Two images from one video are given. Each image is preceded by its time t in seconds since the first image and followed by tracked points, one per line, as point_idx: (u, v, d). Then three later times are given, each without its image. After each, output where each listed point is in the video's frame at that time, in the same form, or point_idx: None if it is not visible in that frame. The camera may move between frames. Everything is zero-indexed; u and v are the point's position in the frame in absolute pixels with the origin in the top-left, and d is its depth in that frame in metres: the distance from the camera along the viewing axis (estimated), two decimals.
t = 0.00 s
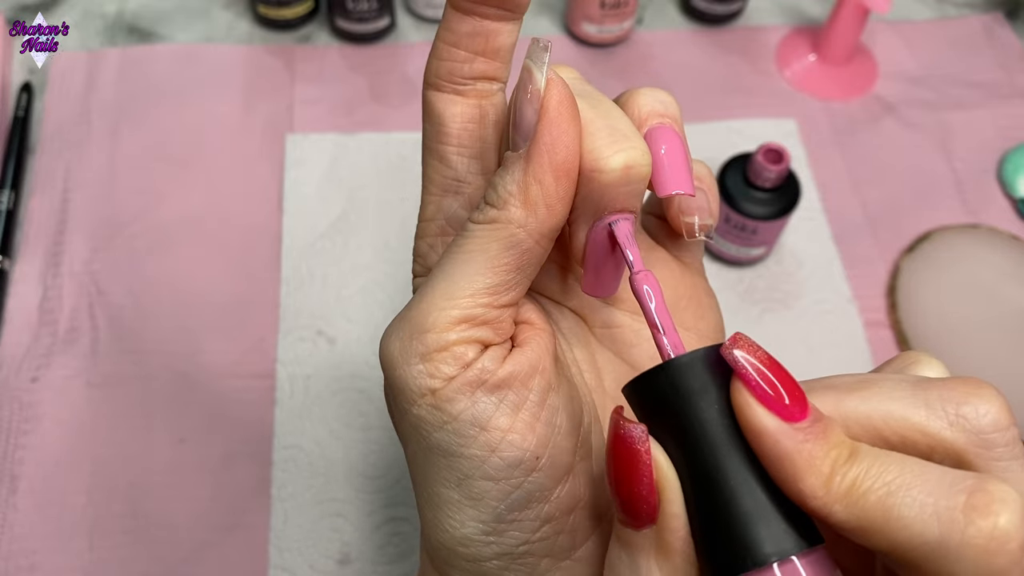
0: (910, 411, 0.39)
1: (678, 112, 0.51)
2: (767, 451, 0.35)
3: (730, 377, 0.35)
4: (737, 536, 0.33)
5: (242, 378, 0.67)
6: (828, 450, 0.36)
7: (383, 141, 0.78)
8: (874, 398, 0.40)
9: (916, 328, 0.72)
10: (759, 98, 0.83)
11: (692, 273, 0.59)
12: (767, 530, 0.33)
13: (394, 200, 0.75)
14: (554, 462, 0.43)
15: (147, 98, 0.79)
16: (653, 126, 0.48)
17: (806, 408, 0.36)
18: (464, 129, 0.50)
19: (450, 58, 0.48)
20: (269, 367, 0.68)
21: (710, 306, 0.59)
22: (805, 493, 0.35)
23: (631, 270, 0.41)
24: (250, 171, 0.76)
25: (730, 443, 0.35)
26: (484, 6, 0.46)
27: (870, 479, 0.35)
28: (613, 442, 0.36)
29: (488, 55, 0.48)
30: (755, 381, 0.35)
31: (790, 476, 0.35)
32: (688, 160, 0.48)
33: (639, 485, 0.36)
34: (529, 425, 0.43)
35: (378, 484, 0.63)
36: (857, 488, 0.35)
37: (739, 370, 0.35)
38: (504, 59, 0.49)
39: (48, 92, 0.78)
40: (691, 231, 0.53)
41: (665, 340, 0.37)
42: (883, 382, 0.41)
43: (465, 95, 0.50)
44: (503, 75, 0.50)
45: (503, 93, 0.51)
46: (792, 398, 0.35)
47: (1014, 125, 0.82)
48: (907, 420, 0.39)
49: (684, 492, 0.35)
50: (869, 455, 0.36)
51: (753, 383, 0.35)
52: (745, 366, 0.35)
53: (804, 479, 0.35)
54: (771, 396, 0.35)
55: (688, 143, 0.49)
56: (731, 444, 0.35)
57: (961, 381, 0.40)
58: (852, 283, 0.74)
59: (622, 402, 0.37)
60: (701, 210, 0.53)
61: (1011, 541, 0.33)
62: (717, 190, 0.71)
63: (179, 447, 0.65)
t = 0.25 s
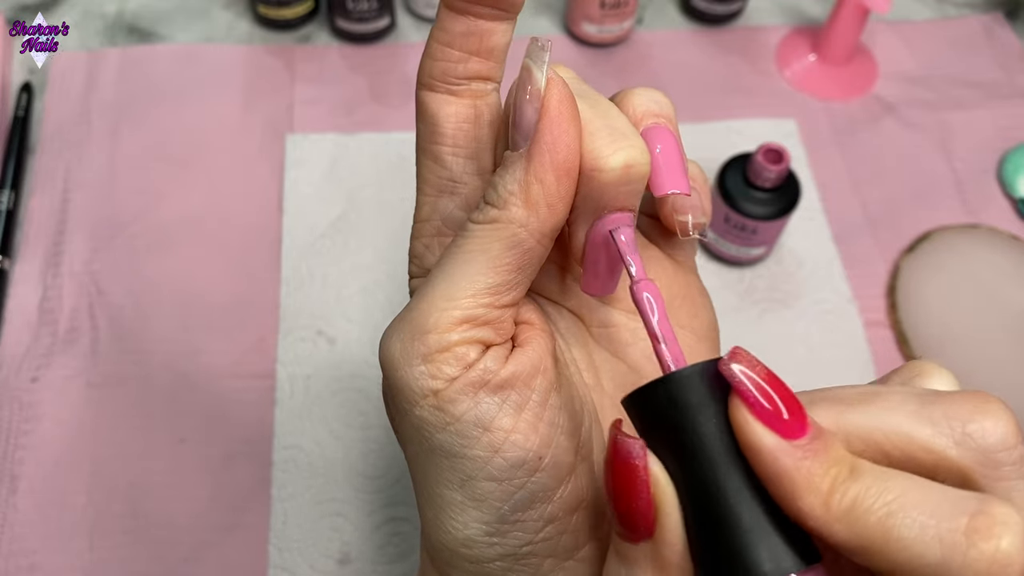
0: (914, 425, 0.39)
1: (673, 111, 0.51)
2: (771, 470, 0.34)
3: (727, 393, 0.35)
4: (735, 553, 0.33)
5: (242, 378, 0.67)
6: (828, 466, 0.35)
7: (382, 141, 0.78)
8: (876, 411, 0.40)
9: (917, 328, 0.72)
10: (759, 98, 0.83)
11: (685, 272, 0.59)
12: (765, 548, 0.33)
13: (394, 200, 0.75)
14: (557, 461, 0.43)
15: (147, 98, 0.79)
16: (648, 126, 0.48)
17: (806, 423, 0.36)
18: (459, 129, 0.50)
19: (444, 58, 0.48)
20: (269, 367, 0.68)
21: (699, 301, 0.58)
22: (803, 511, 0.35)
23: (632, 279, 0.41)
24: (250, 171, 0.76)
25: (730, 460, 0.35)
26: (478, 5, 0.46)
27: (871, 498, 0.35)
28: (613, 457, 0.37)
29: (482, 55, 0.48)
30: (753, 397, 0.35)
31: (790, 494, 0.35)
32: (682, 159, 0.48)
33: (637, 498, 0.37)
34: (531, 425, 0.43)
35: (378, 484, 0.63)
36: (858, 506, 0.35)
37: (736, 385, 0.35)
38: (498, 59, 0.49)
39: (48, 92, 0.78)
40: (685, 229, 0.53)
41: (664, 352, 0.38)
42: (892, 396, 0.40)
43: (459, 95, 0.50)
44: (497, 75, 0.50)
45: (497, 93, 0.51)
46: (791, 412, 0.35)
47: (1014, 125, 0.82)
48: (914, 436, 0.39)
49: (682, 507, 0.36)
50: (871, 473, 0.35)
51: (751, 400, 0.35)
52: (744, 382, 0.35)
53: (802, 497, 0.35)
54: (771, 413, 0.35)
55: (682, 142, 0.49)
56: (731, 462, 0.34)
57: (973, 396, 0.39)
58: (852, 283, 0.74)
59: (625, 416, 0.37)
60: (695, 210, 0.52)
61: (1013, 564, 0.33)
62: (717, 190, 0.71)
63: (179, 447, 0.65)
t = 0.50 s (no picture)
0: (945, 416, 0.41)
1: (675, 111, 0.51)
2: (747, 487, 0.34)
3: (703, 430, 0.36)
4: None
5: (242, 378, 0.67)
6: (811, 481, 0.34)
7: (383, 141, 0.78)
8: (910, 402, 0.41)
9: (916, 328, 0.72)
10: (759, 98, 0.83)
11: (689, 273, 0.59)
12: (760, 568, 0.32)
13: (394, 200, 0.75)
14: (555, 457, 0.43)
15: (146, 98, 0.79)
16: (649, 128, 0.48)
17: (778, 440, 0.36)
18: (461, 130, 0.50)
19: (446, 60, 0.48)
20: (269, 367, 0.68)
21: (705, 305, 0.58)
22: (805, 530, 0.32)
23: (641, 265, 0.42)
24: (250, 171, 0.76)
25: (715, 489, 0.34)
26: (481, 8, 0.46)
27: (856, 502, 0.32)
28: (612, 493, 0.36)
29: (484, 57, 0.48)
30: (726, 428, 0.35)
31: (785, 513, 0.33)
32: (684, 160, 0.48)
33: (640, 551, 0.34)
34: (528, 421, 0.43)
35: (378, 484, 0.63)
36: (845, 513, 0.32)
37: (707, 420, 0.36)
38: (500, 61, 0.49)
39: (48, 92, 0.78)
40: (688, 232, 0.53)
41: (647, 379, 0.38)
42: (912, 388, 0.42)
43: (462, 97, 0.50)
44: (499, 77, 0.50)
45: (499, 94, 0.51)
46: (769, 438, 0.35)
47: (1014, 125, 0.82)
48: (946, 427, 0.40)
49: (682, 551, 0.34)
50: (854, 479, 0.33)
51: (725, 432, 0.35)
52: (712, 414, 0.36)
53: (795, 512, 0.33)
54: (746, 440, 0.35)
55: (683, 143, 0.49)
56: (721, 495, 0.34)
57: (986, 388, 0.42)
58: (852, 283, 0.74)
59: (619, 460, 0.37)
60: (699, 212, 0.52)
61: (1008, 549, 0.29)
62: (717, 190, 0.71)
63: (179, 447, 0.65)
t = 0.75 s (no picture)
0: (933, 400, 0.40)
1: (687, 114, 0.51)
2: (800, 441, 0.34)
3: (753, 372, 0.35)
4: (763, 533, 0.33)
5: (242, 378, 0.67)
6: (856, 442, 0.36)
7: (383, 141, 0.78)
8: (897, 386, 0.41)
9: (916, 328, 0.72)
10: (759, 98, 0.83)
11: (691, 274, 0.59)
12: (793, 523, 0.33)
13: (395, 201, 0.75)
14: (554, 461, 0.43)
15: (147, 98, 0.79)
16: (660, 129, 0.48)
17: (830, 399, 0.36)
18: (469, 130, 0.50)
19: (456, 59, 0.48)
20: (269, 367, 0.68)
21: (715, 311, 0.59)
22: (838, 486, 0.35)
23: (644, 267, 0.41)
24: (250, 171, 0.76)
25: (754, 435, 0.35)
26: (489, 7, 0.46)
27: (902, 469, 0.35)
28: (636, 437, 0.36)
29: (494, 56, 0.48)
30: (777, 372, 0.35)
31: (823, 469, 0.35)
32: (693, 162, 0.48)
33: (666, 483, 0.36)
34: (528, 424, 0.43)
35: (378, 485, 0.63)
36: (887, 478, 0.35)
37: (761, 363, 0.35)
38: (510, 61, 0.49)
39: (48, 92, 0.78)
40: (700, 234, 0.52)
41: (681, 336, 0.38)
42: (904, 373, 0.42)
43: (471, 96, 0.50)
44: (508, 76, 0.50)
45: (508, 94, 0.51)
46: (811, 383, 0.36)
47: (1014, 125, 0.82)
48: (932, 411, 0.40)
49: (711, 487, 0.35)
50: (898, 444, 0.36)
51: (776, 375, 0.35)
52: (767, 359, 0.35)
53: (835, 471, 0.35)
54: (793, 386, 0.35)
55: (695, 144, 0.49)
56: (755, 437, 0.35)
57: (982, 371, 0.41)
58: (852, 283, 0.74)
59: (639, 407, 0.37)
60: (710, 213, 0.52)
61: None
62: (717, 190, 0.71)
63: (179, 447, 0.65)
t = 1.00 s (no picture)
0: (960, 417, 0.38)
1: (680, 110, 0.50)
2: (846, 480, 0.34)
3: (791, 419, 0.36)
4: None
5: (242, 378, 0.67)
6: (907, 473, 0.35)
7: (383, 141, 0.78)
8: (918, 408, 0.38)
9: (917, 328, 0.72)
10: (759, 98, 0.83)
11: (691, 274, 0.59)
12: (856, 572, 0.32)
13: (395, 200, 0.75)
14: (540, 455, 0.43)
15: (147, 98, 0.79)
16: (652, 126, 0.48)
17: (874, 438, 0.36)
18: (468, 131, 0.50)
19: (454, 63, 0.48)
20: (269, 367, 0.68)
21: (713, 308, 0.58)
22: (896, 516, 0.33)
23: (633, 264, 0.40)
24: (250, 171, 0.76)
25: (808, 485, 0.34)
26: (485, 11, 0.46)
27: (959, 493, 0.34)
28: (692, 491, 0.36)
29: (491, 59, 0.48)
30: (816, 418, 0.35)
31: (877, 501, 0.33)
32: (687, 158, 0.47)
33: (728, 550, 0.35)
34: (513, 418, 0.42)
35: (379, 484, 0.63)
36: (949, 505, 0.33)
37: (799, 411, 0.36)
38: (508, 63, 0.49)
39: (48, 92, 0.78)
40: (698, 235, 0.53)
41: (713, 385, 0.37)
42: (920, 396, 0.39)
43: (470, 99, 0.50)
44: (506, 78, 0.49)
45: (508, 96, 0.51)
46: (855, 428, 0.36)
47: (1014, 125, 0.82)
48: (961, 427, 0.38)
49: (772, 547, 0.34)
50: (950, 471, 0.35)
51: (815, 420, 0.35)
52: (805, 407, 0.36)
53: (893, 504, 0.33)
54: (836, 428, 0.35)
55: (689, 142, 0.48)
56: (810, 488, 0.34)
57: (999, 381, 0.39)
58: (852, 283, 0.74)
59: (687, 459, 0.37)
60: (709, 214, 0.53)
61: None
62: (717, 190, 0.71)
63: (179, 447, 0.65)
